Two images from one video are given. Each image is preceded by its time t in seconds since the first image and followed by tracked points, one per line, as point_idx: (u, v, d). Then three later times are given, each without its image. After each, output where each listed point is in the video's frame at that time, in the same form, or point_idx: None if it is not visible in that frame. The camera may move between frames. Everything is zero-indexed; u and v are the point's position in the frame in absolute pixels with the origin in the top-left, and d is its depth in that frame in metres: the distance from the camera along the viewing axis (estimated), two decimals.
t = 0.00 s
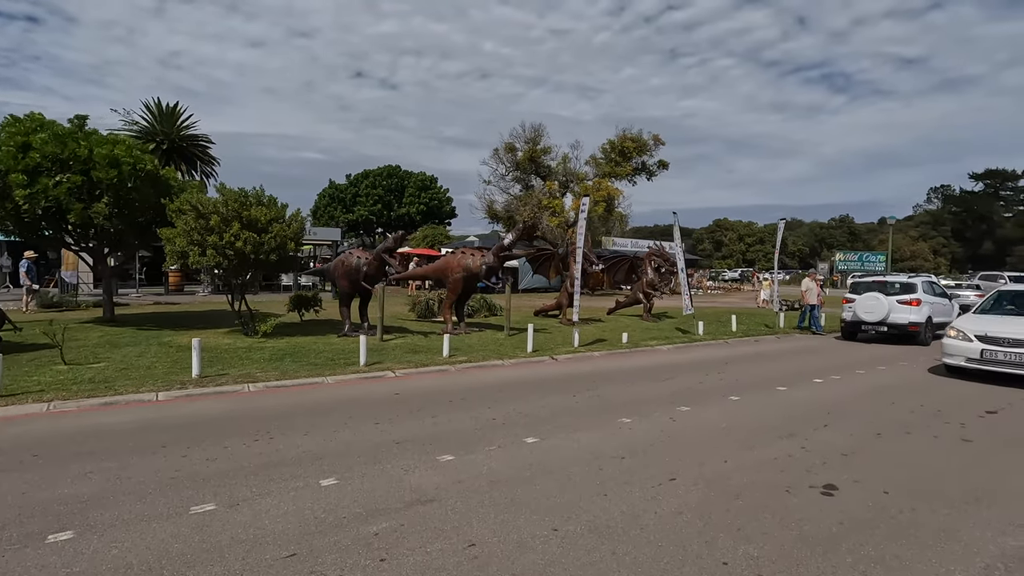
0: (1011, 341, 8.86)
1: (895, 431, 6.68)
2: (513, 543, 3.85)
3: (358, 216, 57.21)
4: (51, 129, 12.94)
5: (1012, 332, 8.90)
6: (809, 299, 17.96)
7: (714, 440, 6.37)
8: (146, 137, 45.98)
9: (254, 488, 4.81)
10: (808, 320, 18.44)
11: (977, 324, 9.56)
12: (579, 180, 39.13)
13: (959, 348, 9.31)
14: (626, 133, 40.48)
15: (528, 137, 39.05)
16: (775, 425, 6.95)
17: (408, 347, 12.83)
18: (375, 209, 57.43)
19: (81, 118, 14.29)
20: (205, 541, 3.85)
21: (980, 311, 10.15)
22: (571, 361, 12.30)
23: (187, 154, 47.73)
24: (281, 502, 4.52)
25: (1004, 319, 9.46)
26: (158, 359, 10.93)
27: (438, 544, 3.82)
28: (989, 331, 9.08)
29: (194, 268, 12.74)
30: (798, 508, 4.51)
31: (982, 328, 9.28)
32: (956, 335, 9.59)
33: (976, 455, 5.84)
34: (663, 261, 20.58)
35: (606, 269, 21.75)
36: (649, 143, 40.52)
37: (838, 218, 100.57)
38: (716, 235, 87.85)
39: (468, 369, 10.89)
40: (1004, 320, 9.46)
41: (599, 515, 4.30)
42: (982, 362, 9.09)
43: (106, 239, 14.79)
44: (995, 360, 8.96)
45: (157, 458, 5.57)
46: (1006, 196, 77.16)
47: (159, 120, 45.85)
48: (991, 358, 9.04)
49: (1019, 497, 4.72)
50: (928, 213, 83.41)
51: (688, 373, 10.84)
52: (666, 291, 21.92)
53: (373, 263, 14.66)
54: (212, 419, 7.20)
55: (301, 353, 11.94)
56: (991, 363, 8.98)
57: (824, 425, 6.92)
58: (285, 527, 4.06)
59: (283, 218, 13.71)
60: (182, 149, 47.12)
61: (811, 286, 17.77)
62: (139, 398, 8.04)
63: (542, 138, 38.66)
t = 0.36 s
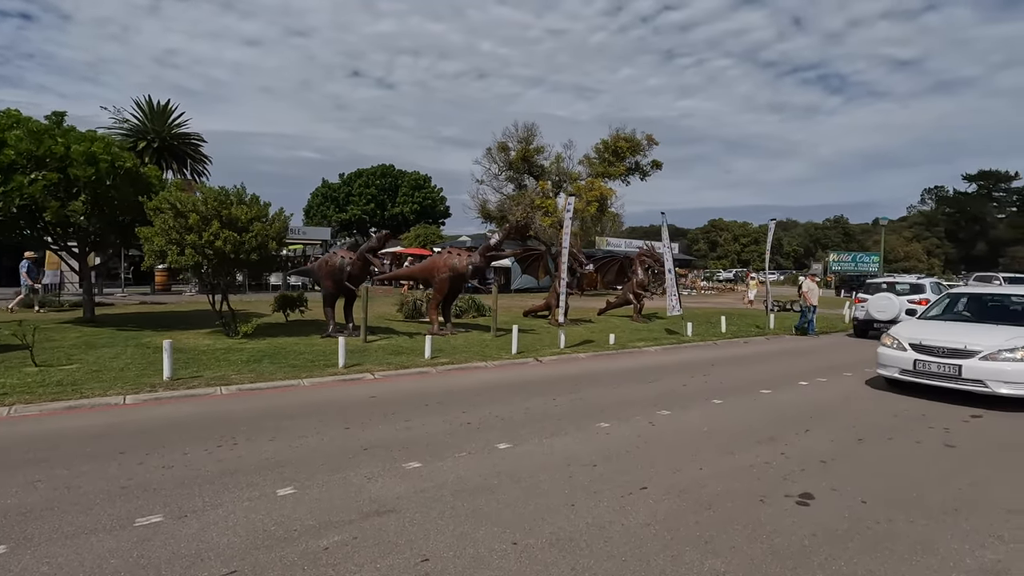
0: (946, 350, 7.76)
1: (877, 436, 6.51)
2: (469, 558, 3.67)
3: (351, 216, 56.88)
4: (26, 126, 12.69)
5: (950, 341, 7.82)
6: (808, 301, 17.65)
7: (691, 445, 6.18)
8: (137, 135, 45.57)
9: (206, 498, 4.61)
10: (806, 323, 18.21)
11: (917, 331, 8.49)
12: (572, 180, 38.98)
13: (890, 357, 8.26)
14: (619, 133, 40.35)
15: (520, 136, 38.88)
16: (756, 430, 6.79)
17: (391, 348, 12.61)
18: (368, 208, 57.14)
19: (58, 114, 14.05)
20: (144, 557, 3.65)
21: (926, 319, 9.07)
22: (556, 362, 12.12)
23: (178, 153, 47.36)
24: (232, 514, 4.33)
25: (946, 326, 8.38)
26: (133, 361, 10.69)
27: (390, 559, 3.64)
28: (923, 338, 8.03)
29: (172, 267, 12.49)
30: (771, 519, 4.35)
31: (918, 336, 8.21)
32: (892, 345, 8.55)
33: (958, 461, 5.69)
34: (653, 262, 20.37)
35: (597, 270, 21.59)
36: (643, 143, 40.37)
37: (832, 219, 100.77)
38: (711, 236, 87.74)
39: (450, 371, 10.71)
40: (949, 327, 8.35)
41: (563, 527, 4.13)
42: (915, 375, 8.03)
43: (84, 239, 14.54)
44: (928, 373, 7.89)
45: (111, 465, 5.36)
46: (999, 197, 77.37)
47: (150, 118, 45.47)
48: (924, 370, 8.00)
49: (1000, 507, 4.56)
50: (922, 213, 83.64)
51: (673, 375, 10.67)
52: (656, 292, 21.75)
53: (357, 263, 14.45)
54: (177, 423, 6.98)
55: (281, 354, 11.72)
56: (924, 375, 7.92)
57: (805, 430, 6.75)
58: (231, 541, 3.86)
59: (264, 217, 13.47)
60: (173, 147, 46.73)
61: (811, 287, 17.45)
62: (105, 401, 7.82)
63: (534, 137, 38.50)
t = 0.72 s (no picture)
0: (857, 362, 6.70)
1: (852, 439, 6.40)
2: (416, 567, 3.54)
3: (343, 214, 56.59)
4: None
5: (862, 352, 6.73)
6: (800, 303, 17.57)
7: (662, 448, 6.06)
8: (125, 132, 45.07)
9: (153, 503, 4.45)
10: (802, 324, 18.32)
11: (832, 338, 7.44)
12: (563, 180, 38.86)
13: (800, 369, 7.22)
14: (611, 132, 40.28)
15: (512, 135, 38.72)
16: (729, 432, 6.67)
17: (371, 348, 12.43)
18: (360, 207, 56.82)
19: (33, 108, 13.77)
20: (75, 567, 3.49)
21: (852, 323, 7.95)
22: (538, 362, 11.99)
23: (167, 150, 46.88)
24: (177, 520, 4.17)
25: (867, 333, 7.31)
26: (104, 360, 10.48)
27: (334, 568, 3.50)
28: (834, 348, 6.95)
29: (148, 265, 12.27)
30: (734, 524, 4.23)
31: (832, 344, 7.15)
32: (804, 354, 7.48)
33: (931, 464, 5.60)
34: (641, 261, 20.20)
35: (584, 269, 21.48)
36: (634, 143, 40.34)
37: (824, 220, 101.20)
38: (704, 236, 87.86)
39: (428, 371, 10.56)
40: (867, 334, 7.26)
41: (520, 534, 4.00)
42: (823, 390, 7.00)
43: (60, 235, 14.28)
44: (839, 388, 6.86)
45: (61, 469, 5.17)
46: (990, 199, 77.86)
47: (139, 115, 44.97)
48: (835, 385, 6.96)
49: (969, 513, 4.47)
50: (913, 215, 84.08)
51: (654, 376, 10.55)
52: (644, 291, 21.66)
53: (338, 261, 14.25)
54: (138, 425, 6.78)
55: (258, 353, 11.54)
56: (833, 391, 6.89)
57: (779, 433, 6.64)
58: (170, 550, 3.71)
59: (244, 214, 13.25)
60: (162, 144, 46.26)
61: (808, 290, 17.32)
62: (68, 402, 7.60)
63: (525, 136, 38.36)
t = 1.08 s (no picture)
0: (738, 376, 5.60)
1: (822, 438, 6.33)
2: None
3: (329, 213, 56.09)
4: None
5: (744, 364, 5.64)
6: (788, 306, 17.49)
7: (629, 449, 5.93)
8: (108, 128, 44.31)
9: (89, 510, 4.25)
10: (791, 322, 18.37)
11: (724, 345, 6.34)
12: (551, 180, 38.77)
13: (681, 382, 6.14)
14: (598, 132, 40.28)
15: (499, 134, 38.57)
16: (698, 433, 6.56)
17: (347, 347, 12.23)
18: (347, 206, 56.37)
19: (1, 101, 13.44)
20: None
21: (756, 328, 6.84)
22: (515, 362, 11.86)
23: (150, 147, 46.17)
24: (112, 527, 3.99)
25: (762, 340, 6.22)
26: (68, 360, 10.20)
27: None
28: (715, 359, 5.86)
29: (117, 262, 12.00)
30: (692, 528, 4.12)
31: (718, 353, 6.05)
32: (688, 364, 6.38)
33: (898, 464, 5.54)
34: (624, 261, 20.08)
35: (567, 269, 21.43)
36: (622, 143, 40.38)
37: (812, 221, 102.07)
38: (693, 236, 88.21)
39: (402, 371, 10.39)
40: (761, 341, 6.15)
41: (469, 540, 3.85)
42: (704, 408, 5.93)
43: (29, 232, 13.95)
44: (720, 408, 5.77)
45: None
46: (973, 201, 78.82)
47: (122, 111, 44.23)
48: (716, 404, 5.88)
49: (932, 514, 4.40)
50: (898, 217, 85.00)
51: (631, 376, 10.44)
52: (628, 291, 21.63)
53: (314, 259, 14.01)
54: (91, 426, 6.55)
55: (229, 353, 11.31)
56: (714, 411, 5.81)
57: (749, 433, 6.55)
58: (96, 560, 3.53)
59: (217, 211, 13.00)
60: (146, 141, 45.56)
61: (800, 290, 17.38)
62: (22, 403, 7.35)
63: (513, 135, 38.22)
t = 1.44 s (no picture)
0: (580, 400, 4.43)
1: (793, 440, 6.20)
2: None
3: (316, 213, 55.55)
4: None
5: (585, 385, 4.46)
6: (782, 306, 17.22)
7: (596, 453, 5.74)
8: (89, 127, 43.52)
9: (9, 523, 3.98)
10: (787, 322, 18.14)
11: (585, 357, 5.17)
12: (538, 179, 38.61)
13: (525, 406, 4.97)
14: (586, 132, 40.20)
15: (486, 134, 38.35)
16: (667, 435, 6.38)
17: (320, 348, 11.96)
18: (334, 206, 55.87)
19: None
20: None
21: (636, 336, 5.68)
22: (492, 363, 11.65)
23: (133, 146, 45.42)
24: (30, 542, 3.72)
25: (628, 352, 5.02)
26: (27, 362, 9.86)
27: None
28: (559, 376, 4.70)
29: (81, 261, 11.63)
30: (649, 537, 3.94)
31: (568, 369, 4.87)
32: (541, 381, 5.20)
33: (868, 466, 5.41)
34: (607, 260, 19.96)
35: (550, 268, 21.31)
36: (609, 143, 40.31)
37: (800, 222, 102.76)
38: (682, 237, 88.50)
39: (374, 373, 10.14)
40: (625, 353, 4.98)
41: (412, 552, 3.64)
42: (546, 438, 4.77)
43: None
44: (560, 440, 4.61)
45: None
46: (958, 202, 79.62)
47: (104, 109, 43.45)
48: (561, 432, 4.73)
49: (899, 520, 4.27)
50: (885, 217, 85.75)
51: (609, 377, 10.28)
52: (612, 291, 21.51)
53: (289, 259, 13.71)
54: (34, 432, 6.25)
55: (197, 354, 11.00)
56: (554, 442, 4.66)
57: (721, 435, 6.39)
58: None
59: (188, 209, 12.65)
60: (128, 139, 44.81)
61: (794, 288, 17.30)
62: None
63: (500, 135, 38.02)
